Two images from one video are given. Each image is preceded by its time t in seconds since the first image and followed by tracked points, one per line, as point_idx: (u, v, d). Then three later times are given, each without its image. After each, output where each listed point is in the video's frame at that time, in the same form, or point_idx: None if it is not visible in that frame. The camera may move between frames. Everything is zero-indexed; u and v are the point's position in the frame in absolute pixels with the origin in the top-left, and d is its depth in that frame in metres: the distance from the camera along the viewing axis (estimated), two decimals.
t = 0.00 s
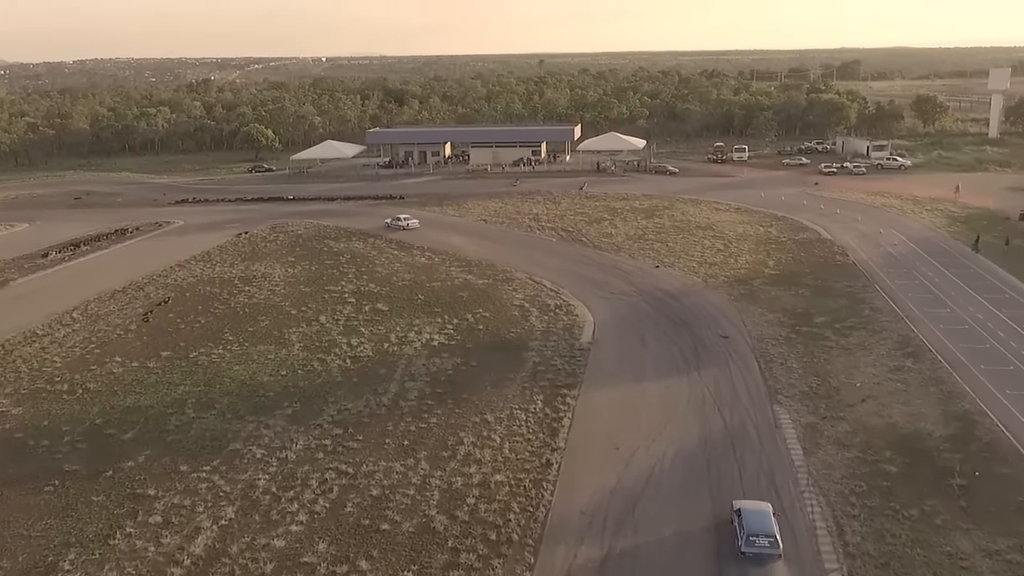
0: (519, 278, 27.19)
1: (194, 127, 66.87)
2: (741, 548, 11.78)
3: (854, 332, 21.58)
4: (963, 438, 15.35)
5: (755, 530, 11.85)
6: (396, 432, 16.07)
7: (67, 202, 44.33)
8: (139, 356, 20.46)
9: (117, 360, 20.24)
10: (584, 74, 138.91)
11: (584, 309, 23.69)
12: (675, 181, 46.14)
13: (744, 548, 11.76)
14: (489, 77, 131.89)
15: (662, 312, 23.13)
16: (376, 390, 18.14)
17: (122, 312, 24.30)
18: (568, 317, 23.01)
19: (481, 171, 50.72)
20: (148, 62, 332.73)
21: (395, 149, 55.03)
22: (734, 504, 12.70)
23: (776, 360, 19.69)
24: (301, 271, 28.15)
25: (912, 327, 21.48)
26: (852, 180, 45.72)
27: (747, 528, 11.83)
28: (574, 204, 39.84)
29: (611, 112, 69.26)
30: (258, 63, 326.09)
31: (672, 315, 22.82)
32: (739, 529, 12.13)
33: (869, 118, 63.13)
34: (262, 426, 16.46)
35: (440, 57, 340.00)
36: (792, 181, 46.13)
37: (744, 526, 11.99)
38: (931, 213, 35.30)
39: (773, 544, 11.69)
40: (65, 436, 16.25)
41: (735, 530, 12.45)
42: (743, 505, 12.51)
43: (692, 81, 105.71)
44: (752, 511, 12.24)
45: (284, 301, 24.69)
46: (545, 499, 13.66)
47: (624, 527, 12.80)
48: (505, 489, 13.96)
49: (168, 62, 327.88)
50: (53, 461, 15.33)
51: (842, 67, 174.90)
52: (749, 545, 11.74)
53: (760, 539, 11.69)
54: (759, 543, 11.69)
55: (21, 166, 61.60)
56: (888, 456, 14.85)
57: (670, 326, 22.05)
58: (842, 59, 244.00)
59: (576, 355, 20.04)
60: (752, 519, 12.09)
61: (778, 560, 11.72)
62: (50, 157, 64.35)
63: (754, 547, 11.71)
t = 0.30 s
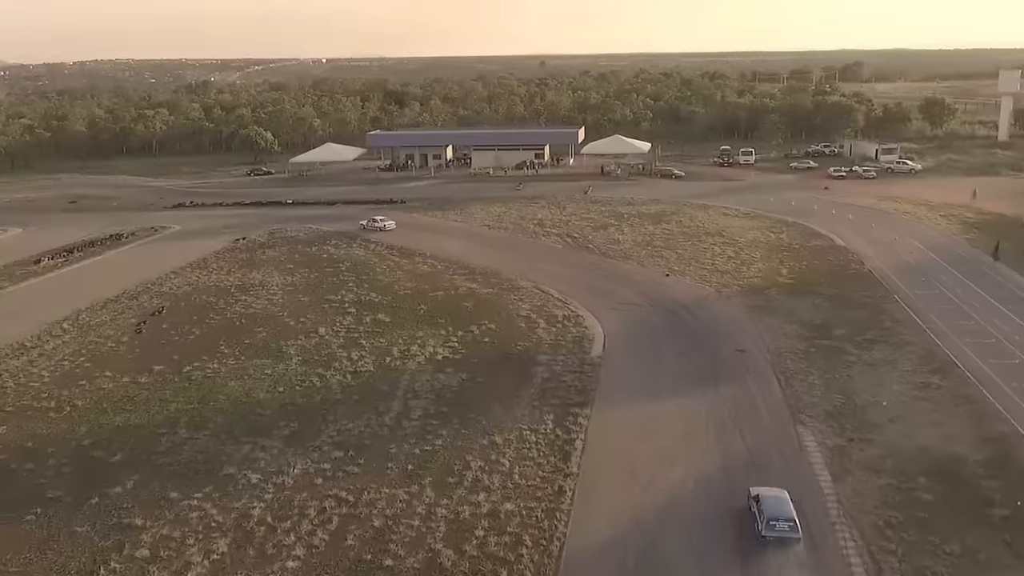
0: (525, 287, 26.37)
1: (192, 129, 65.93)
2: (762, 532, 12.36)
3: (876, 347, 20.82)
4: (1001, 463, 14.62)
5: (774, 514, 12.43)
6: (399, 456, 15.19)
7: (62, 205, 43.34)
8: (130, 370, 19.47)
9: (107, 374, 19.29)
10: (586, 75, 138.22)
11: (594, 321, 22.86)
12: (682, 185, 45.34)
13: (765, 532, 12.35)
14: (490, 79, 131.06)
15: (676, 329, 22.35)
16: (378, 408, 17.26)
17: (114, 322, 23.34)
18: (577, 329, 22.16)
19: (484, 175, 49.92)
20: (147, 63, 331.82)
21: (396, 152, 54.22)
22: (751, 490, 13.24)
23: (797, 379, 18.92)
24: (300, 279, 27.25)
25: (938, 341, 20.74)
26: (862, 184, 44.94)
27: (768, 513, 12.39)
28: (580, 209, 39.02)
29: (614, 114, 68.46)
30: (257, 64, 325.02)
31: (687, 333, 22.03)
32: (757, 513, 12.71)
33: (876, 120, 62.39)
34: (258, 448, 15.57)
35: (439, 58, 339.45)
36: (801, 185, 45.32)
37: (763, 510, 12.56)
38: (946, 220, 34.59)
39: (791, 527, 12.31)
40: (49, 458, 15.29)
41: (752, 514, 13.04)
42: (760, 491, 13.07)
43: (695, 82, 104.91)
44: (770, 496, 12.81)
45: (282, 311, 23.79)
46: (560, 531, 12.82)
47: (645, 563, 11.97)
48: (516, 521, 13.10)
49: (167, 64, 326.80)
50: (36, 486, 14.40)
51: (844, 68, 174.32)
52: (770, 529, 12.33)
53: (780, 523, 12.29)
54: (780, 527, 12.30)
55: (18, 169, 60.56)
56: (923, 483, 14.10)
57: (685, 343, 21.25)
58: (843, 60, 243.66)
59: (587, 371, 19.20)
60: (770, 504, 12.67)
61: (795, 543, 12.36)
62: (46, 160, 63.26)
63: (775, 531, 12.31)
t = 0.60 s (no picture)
0: (536, 296, 25.54)
1: (195, 131, 65.26)
2: (783, 518, 12.80)
3: (905, 363, 20.00)
4: None
5: (794, 501, 12.88)
6: (406, 482, 14.31)
7: (62, 209, 42.54)
8: (125, 385, 18.56)
9: (99, 389, 18.39)
10: (590, 76, 137.16)
11: (608, 334, 21.99)
12: (693, 190, 44.47)
13: (786, 518, 12.78)
14: (493, 80, 129.98)
15: (695, 342, 21.43)
16: (385, 428, 16.40)
17: (110, 332, 22.42)
18: (591, 342, 21.29)
19: (491, 178, 49.12)
20: (151, 64, 332.21)
21: (402, 155, 53.43)
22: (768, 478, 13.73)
23: (825, 398, 18.12)
24: (303, 288, 26.40)
25: (972, 358, 19.94)
26: (877, 189, 44.02)
27: (788, 499, 12.85)
28: (590, 214, 38.18)
29: (622, 116, 67.57)
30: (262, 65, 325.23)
31: (707, 347, 21.11)
32: (777, 500, 13.15)
33: (888, 123, 61.44)
34: (257, 472, 14.68)
35: (444, 59, 338.16)
36: (814, 189, 44.41)
37: (784, 498, 13.01)
38: (967, 226, 33.76)
39: (811, 513, 12.77)
40: (36, 483, 14.37)
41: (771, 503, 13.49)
42: (779, 480, 13.54)
43: (701, 83, 103.93)
44: (789, 485, 13.30)
45: (284, 322, 22.90)
46: (580, 566, 12.00)
47: None
48: (533, 557, 12.24)
49: (171, 64, 325.65)
50: (20, 513, 13.49)
51: (850, 69, 173.09)
52: (790, 515, 12.77)
53: (800, 509, 12.74)
54: (800, 513, 12.74)
55: (19, 172, 59.79)
56: (967, 515, 13.34)
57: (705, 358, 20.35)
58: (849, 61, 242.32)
59: (602, 389, 18.33)
60: (790, 492, 13.13)
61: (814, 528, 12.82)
62: (47, 163, 62.43)
63: (795, 517, 12.74)
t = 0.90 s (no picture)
0: (563, 306, 24.60)
1: (217, 132, 65.03)
2: (815, 506, 13.24)
3: (956, 382, 18.80)
4: None
5: (825, 490, 13.33)
6: (428, 511, 13.43)
7: (83, 211, 42.23)
8: (137, 400, 17.88)
9: (110, 404, 17.70)
10: (614, 78, 135.74)
11: (639, 348, 20.99)
12: (722, 195, 43.29)
13: (817, 506, 13.22)
14: (516, 81, 129.05)
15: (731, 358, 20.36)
16: (406, 450, 15.53)
17: (124, 341, 21.78)
18: (622, 358, 20.29)
19: (515, 182, 48.23)
20: (177, 65, 335.42)
21: (424, 157, 52.72)
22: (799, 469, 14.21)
23: (873, 420, 16.99)
24: (323, 296, 25.64)
25: None
26: (914, 195, 42.54)
27: (821, 488, 13.32)
28: (617, 219, 37.17)
29: (648, 119, 66.39)
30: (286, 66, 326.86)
31: (744, 365, 20.04)
32: (809, 490, 13.59)
33: (923, 126, 59.78)
34: (271, 498, 13.87)
35: (467, 60, 338.33)
36: (848, 194, 43.01)
37: (815, 487, 13.45)
38: (1011, 235, 32.35)
39: (842, 501, 13.24)
40: (41, 506, 13.69)
41: (802, 493, 13.92)
42: (809, 470, 13.99)
43: (727, 86, 102.40)
44: (818, 475, 13.78)
45: (303, 332, 22.13)
46: None
47: None
48: None
49: (196, 65, 328.07)
50: (22, 540, 12.78)
51: (878, 71, 170.34)
52: (822, 503, 13.22)
53: (832, 497, 13.18)
54: (832, 501, 13.22)
55: (42, 173, 59.84)
56: None
57: (743, 377, 19.28)
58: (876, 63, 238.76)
59: (635, 409, 17.34)
60: (820, 481, 13.55)
61: (845, 516, 13.28)
62: (70, 164, 62.43)
63: (826, 505, 13.19)
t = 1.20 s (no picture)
0: (583, 317, 23.63)
1: (232, 133, 64.67)
2: (837, 494, 13.65)
3: (1004, 404, 17.64)
4: None
5: (846, 478, 13.76)
6: (443, 545, 12.51)
7: (94, 214, 41.78)
8: (139, 417, 17.10)
9: (111, 420, 16.96)
10: (632, 80, 134.72)
11: (665, 364, 19.98)
12: (745, 199, 42.16)
13: (839, 494, 13.64)
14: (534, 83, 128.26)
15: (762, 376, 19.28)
16: (420, 475, 14.60)
17: (130, 352, 21.05)
18: (647, 374, 19.25)
19: (531, 185, 47.32)
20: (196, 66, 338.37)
21: (440, 160, 51.93)
22: (820, 459, 14.56)
23: (918, 445, 15.85)
24: (335, 305, 24.80)
25: None
26: (944, 200, 41.20)
27: (843, 477, 13.72)
28: (637, 225, 36.16)
29: (667, 121, 65.27)
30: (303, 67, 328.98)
31: (777, 384, 18.94)
32: (830, 479, 13.99)
33: (951, 129, 58.21)
34: (276, 527, 13.02)
35: (484, 61, 339.34)
36: (876, 200, 41.74)
37: (836, 476, 13.87)
38: None
39: (863, 489, 13.68)
40: (33, 533, 12.94)
41: (822, 480, 14.34)
42: (830, 459, 14.40)
43: (747, 87, 100.96)
44: (841, 464, 14.15)
45: (313, 344, 21.28)
46: None
47: None
48: None
49: (213, 67, 329.05)
50: (8, 572, 11.99)
51: (898, 73, 168.18)
52: (844, 491, 13.64)
53: (854, 485, 13.61)
54: (854, 489, 13.62)
55: (56, 175, 59.70)
56: None
57: (776, 397, 18.20)
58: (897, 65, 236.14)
59: (664, 432, 16.34)
60: (841, 470, 13.97)
61: (865, 503, 13.73)
62: (85, 165, 62.26)
63: (849, 493, 13.61)
